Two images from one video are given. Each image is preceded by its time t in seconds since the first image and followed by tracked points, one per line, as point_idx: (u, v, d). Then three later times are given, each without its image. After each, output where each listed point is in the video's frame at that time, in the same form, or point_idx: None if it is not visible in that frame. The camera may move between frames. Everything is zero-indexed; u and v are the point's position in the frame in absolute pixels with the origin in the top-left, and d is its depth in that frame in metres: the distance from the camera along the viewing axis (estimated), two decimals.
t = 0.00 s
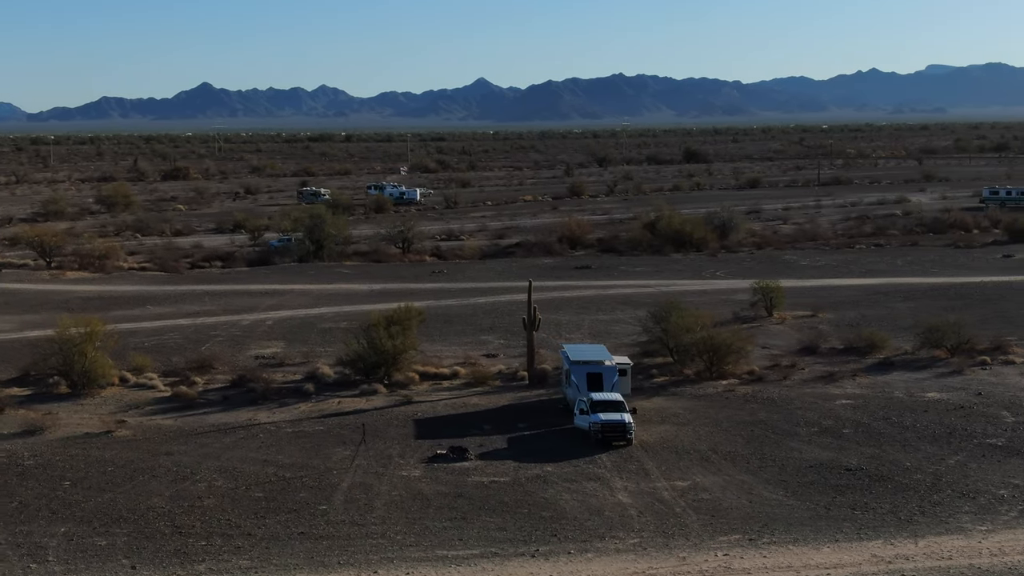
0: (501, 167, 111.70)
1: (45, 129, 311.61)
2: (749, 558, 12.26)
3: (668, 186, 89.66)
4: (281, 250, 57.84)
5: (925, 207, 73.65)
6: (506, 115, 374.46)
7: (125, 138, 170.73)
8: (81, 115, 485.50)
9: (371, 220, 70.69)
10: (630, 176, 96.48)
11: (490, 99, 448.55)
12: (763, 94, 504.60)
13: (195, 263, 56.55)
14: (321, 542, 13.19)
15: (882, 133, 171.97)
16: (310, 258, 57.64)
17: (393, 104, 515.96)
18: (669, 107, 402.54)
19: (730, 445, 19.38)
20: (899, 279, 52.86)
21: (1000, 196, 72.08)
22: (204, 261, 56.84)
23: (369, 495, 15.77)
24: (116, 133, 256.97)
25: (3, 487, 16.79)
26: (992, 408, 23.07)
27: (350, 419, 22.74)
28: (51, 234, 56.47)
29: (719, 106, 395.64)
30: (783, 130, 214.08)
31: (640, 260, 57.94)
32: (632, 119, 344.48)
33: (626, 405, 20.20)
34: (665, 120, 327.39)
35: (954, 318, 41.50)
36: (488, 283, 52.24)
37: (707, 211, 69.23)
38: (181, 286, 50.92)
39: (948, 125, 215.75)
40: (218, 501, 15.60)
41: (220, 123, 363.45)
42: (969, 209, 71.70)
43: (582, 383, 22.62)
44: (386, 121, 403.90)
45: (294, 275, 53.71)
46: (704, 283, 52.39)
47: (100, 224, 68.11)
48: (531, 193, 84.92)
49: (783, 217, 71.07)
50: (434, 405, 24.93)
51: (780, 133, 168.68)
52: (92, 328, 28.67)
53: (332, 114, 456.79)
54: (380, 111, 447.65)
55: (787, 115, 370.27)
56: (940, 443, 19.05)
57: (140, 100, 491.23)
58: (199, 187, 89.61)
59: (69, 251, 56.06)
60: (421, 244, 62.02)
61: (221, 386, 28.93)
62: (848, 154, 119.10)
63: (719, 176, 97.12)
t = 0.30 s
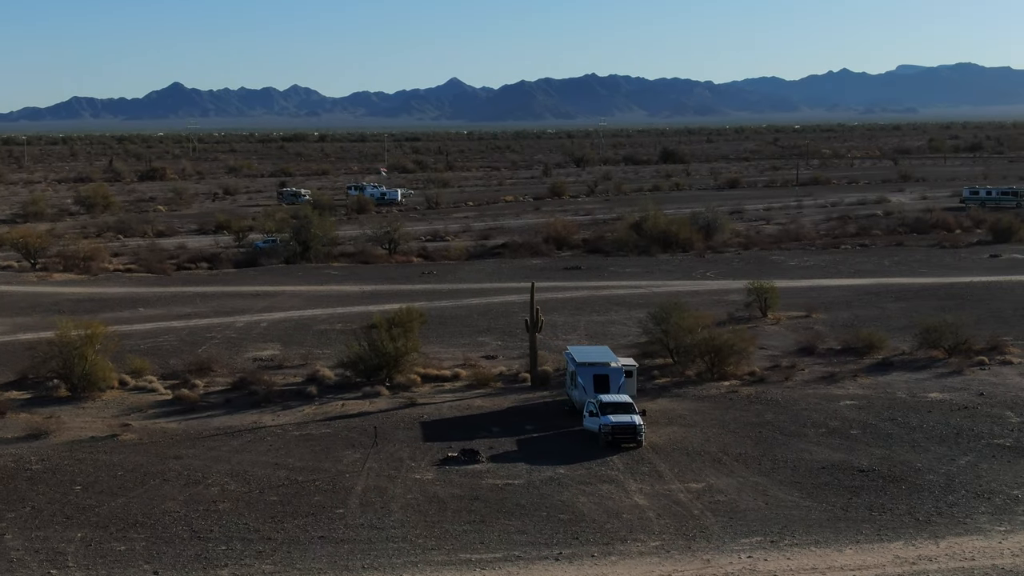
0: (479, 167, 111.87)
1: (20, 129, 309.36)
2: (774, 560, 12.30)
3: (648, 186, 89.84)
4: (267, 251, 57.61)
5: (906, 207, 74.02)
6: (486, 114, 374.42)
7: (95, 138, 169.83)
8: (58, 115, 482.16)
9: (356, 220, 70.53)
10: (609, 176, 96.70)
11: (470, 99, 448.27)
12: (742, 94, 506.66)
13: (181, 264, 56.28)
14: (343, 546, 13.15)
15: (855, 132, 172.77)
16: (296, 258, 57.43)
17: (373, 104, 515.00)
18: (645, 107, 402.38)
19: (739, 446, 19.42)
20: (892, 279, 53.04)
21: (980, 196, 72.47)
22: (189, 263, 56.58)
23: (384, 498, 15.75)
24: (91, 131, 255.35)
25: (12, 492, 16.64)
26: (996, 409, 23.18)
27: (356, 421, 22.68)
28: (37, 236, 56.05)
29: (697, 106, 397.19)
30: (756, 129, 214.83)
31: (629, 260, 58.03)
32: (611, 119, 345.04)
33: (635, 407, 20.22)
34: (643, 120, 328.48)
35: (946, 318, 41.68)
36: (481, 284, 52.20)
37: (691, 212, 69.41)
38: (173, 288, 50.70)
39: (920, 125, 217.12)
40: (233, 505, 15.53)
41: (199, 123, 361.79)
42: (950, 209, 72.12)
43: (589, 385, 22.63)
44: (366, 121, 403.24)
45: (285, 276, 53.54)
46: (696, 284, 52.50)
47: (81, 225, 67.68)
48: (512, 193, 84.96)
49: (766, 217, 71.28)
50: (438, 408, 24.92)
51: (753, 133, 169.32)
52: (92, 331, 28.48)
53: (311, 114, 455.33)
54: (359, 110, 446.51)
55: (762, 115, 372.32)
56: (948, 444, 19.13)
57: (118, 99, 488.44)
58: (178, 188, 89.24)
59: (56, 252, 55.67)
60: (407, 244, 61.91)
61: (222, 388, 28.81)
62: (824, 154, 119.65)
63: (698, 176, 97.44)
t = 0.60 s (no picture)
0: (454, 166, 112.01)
1: None
2: (796, 561, 12.34)
3: (625, 186, 90.05)
4: (252, 252, 57.47)
5: (885, 207, 74.49)
6: (464, 113, 374.49)
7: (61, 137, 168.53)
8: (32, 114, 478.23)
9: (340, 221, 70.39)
10: (586, 176, 96.87)
11: (448, 100, 447.98)
12: (719, 95, 509.02)
13: (165, 265, 56.02)
14: (363, 550, 13.11)
15: (825, 133, 173.80)
16: (280, 260, 57.24)
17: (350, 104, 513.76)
18: (621, 108, 403.26)
19: (747, 447, 19.47)
20: (882, 279, 53.29)
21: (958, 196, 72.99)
22: (173, 265, 56.32)
23: (397, 501, 15.73)
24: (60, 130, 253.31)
25: (20, 497, 16.53)
26: (998, 409, 23.35)
27: (359, 424, 22.63)
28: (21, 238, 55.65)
29: (673, 107, 398.73)
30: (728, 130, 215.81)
31: (617, 261, 58.12)
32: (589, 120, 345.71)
33: (643, 408, 20.27)
34: (619, 121, 329.66)
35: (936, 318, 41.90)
36: (471, 286, 52.16)
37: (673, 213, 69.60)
38: (162, 289, 50.48)
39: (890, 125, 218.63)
40: (246, 509, 15.47)
41: (177, 123, 360.05)
42: (928, 209, 72.61)
43: (594, 386, 22.67)
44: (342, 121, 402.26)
45: (273, 277, 53.38)
46: (687, 284, 52.62)
47: (59, 227, 67.16)
48: (490, 194, 84.99)
49: (746, 217, 71.53)
50: (442, 410, 24.89)
51: (724, 134, 170.19)
52: (91, 334, 28.30)
53: (286, 114, 453.54)
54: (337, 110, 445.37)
55: (735, 114, 374.54)
56: (955, 444, 19.23)
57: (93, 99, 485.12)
58: (155, 189, 88.75)
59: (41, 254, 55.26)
60: (391, 245, 61.80)
61: (221, 391, 28.70)
62: (797, 154, 120.36)
63: (675, 176, 97.79)
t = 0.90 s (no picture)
0: (429, 167, 111.98)
1: None
2: (817, 563, 12.39)
3: (602, 187, 90.26)
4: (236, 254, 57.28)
5: (862, 207, 74.99)
6: (438, 112, 374.52)
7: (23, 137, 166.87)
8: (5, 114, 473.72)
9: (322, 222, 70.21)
10: (562, 177, 97.01)
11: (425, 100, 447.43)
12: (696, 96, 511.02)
13: (148, 267, 55.70)
14: (383, 555, 13.07)
15: (795, 133, 175.02)
16: (266, 262, 57.04)
17: (327, 104, 511.96)
18: (593, 107, 404.28)
19: (753, 449, 19.54)
20: (870, 279, 53.58)
21: (936, 196, 73.56)
22: (156, 266, 55.99)
23: (410, 504, 15.71)
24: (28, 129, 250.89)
25: (29, 503, 16.41)
26: (997, 408, 23.53)
27: (363, 426, 22.57)
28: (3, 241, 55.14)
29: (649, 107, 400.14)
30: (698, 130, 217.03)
31: (603, 262, 58.20)
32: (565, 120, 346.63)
33: (649, 410, 20.30)
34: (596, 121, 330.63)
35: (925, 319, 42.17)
36: (460, 287, 52.14)
37: (654, 213, 69.78)
38: (151, 292, 50.25)
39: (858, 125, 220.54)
40: (260, 513, 15.42)
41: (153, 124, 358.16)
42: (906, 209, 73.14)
43: (597, 388, 22.70)
44: (318, 120, 400.70)
45: (261, 279, 53.20)
46: (676, 285, 52.75)
47: (38, 229, 66.58)
48: (468, 194, 84.99)
49: (725, 218, 71.78)
50: (443, 412, 24.87)
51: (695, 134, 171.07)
52: (89, 337, 28.07)
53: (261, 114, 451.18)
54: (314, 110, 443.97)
55: (707, 114, 376.65)
56: (959, 444, 19.34)
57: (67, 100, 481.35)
58: (129, 190, 88.18)
59: (25, 256, 54.77)
60: (375, 246, 61.66)
61: (218, 394, 28.55)
62: (769, 154, 121.12)
63: (651, 176, 98.09)
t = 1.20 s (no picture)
0: (403, 167, 111.82)
1: None
2: (836, 564, 12.45)
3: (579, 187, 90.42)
4: (218, 255, 57.11)
5: (841, 207, 75.38)
6: (412, 111, 374.50)
7: None
8: None
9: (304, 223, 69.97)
10: (538, 177, 97.12)
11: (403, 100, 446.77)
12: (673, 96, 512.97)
13: (130, 269, 55.36)
14: (402, 559, 13.05)
15: (764, 133, 176.07)
16: (250, 263, 56.79)
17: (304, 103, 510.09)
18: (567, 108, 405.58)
19: (759, 450, 19.61)
20: (859, 279, 53.85)
21: (913, 196, 73.99)
22: (139, 268, 55.64)
23: (423, 508, 15.69)
24: None
25: (38, 507, 16.29)
26: (997, 408, 23.71)
27: (366, 429, 22.50)
28: None
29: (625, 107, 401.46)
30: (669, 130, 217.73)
31: (589, 262, 58.25)
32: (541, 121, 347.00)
33: (655, 412, 20.32)
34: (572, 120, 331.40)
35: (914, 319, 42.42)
36: (449, 288, 52.07)
37: (635, 214, 69.91)
38: (139, 294, 49.97)
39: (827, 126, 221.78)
40: (273, 517, 15.37)
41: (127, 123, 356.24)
42: (883, 209, 73.58)
43: (601, 390, 22.72)
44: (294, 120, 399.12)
45: (247, 280, 52.98)
46: (665, 286, 52.85)
47: (15, 230, 66.01)
48: (445, 195, 84.88)
49: (705, 218, 71.96)
50: (445, 414, 24.83)
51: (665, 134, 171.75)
52: (87, 340, 27.87)
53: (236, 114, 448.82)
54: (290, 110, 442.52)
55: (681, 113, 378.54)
56: (964, 445, 19.46)
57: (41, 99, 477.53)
58: (104, 190, 87.54)
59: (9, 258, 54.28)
60: (358, 247, 61.49)
61: (217, 397, 28.40)
62: (742, 154, 121.67)
63: (626, 176, 98.35)
